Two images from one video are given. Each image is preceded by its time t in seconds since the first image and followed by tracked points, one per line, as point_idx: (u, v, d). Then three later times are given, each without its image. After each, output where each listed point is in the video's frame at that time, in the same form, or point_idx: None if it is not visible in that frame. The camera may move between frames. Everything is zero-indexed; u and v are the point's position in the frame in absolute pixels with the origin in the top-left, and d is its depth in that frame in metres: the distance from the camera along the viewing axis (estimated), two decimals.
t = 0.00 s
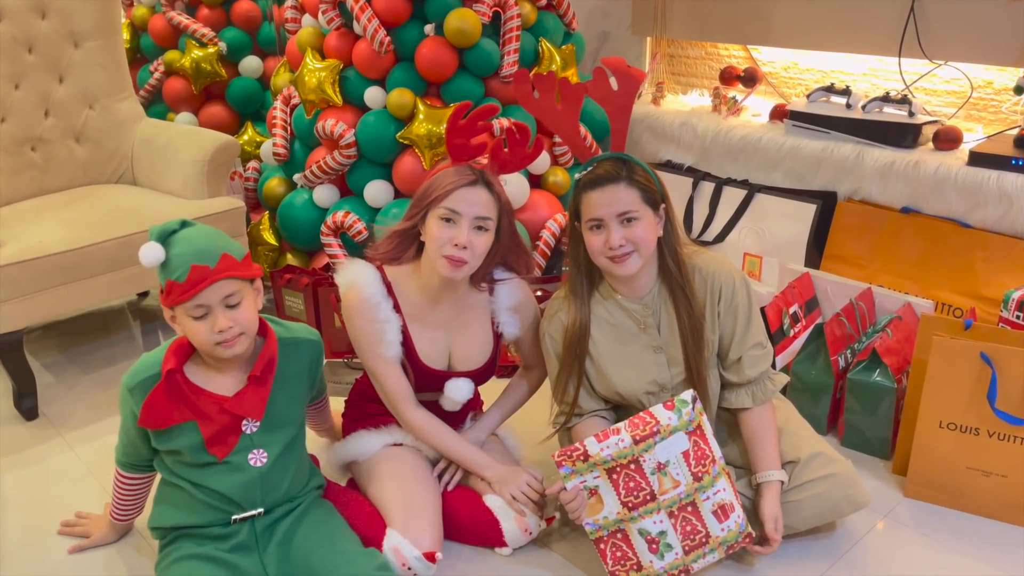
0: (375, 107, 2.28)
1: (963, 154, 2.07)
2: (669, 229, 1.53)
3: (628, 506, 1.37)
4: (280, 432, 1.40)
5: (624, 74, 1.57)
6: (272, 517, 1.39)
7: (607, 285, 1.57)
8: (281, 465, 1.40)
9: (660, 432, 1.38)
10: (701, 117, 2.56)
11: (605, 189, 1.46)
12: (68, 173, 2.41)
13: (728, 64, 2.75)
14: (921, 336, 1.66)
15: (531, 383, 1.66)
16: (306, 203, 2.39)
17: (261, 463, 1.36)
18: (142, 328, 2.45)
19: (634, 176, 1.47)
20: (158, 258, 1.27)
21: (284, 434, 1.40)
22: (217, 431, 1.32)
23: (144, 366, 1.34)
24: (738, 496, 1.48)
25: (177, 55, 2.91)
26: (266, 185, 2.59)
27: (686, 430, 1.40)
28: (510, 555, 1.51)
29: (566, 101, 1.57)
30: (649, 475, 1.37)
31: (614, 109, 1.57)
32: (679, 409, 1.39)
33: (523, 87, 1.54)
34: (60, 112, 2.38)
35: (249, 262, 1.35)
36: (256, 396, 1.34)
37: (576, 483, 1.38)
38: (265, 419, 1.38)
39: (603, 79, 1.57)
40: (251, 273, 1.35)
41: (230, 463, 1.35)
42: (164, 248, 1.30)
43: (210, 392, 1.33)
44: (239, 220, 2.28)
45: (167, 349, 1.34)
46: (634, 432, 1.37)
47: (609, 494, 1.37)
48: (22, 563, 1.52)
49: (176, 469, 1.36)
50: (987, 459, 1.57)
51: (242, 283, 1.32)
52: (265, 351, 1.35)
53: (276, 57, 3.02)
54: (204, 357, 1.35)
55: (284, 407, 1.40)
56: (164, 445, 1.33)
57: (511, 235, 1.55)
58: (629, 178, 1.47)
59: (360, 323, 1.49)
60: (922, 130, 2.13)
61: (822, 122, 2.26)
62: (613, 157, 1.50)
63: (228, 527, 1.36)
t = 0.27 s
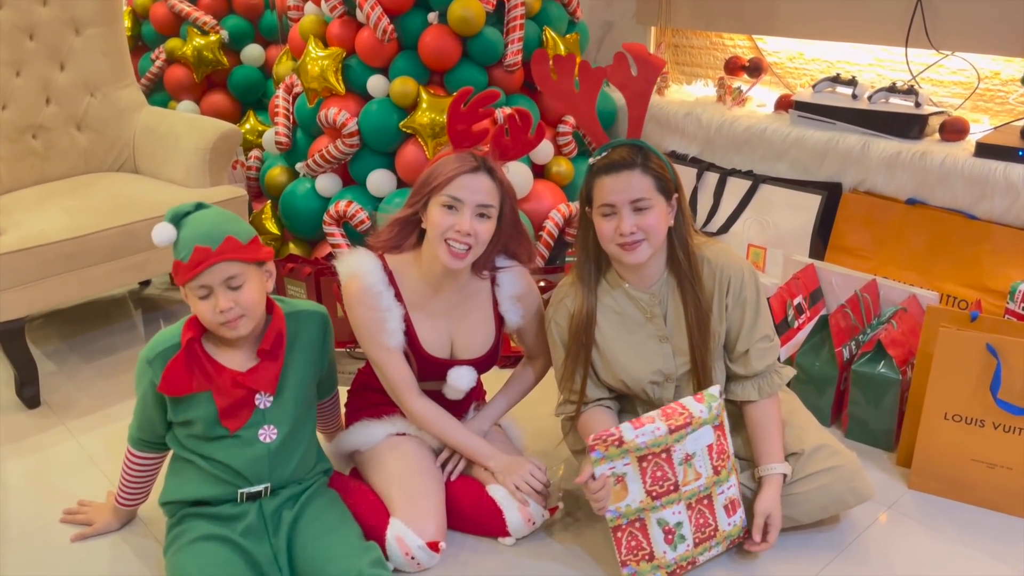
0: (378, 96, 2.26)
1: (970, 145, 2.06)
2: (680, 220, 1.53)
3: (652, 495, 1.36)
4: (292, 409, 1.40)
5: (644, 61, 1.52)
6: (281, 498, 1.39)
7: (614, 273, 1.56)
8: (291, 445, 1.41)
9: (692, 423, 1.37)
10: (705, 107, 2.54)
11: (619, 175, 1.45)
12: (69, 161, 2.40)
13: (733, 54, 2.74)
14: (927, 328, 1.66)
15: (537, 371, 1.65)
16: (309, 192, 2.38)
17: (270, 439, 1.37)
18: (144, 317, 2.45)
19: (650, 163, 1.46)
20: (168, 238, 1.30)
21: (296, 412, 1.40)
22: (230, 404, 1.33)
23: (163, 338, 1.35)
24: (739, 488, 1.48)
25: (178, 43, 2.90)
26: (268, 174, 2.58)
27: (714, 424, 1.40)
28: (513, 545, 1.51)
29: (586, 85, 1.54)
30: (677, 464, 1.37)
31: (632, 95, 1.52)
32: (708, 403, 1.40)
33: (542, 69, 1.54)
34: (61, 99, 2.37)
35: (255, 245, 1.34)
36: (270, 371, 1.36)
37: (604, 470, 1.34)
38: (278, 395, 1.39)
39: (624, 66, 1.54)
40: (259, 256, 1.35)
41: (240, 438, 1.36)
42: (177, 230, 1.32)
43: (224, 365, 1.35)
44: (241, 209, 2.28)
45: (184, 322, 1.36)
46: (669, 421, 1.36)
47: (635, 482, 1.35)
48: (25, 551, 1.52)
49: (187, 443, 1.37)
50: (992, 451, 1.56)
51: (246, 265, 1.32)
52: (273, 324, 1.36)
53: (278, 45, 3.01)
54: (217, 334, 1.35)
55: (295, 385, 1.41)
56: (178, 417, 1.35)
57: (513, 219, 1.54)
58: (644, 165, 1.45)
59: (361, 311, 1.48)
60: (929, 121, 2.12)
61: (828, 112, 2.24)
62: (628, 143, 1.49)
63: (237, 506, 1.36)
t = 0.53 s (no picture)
0: (382, 87, 2.26)
1: (975, 139, 2.06)
2: (687, 209, 1.52)
3: (667, 484, 1.36)
4: (282, 396, 1.40)
5: (658, 48, 1.51)
6: (277, 487, 1.39)
7: (620, 261, 1.56)
8: (282, 431, 1.41)
9: (709, 416, 1.39)
10: (710, 99, 2.54)
11: (629, 162, 1.44)
12: (73, 151, 2.40)
13: (737, 46, 2.73)
14: (931, 321, 1.65)
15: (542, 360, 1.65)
16: (312, 182, 2.38)
17: (259, 426, 1.37)
18: (147, 307, 2.45)
19: (659, 151, 1.45)
20: (195, 206, 1.33)
21: (286, 399, 1.40)
22: (218, 389, 1.34)
23: (157, 317, 1.37)
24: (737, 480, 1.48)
25: (182, 32, 2.89)
26: (271, 165, 2.58)
27: (728, 419, 1.42)
28: (516, 536, 1.52)
29: (598, 71, 1.53)
30: (693, 455, 1.37)
31: (645, 83, 1.52)
32: (724, 398, 1.42)
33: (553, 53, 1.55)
34: (65, 88, 2.36)
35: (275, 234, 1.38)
36: (259, 358, 1.36)
37: (623, 455, 1.34)
38: (268, 382, 1.38)
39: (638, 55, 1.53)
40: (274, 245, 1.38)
41: (229, 425, 1.36)
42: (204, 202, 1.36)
43: (215, 349, 1.35)
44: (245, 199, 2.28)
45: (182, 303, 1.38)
46: (688, 411, 1.37)
47: (652, 470, 1.35)
48: (29, 538, 1.53)
49: (180, 429, 1.38)
50: (995, 445, 1.56)
51: (262, 248, 1.35)
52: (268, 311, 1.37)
53: (281, 36, 3.00)
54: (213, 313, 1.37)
55: (285, 371, 1.40)
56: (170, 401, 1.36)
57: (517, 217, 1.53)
58: (654, 153, 1.45)
59: (364, 301, 1.47)
60: (934, 114, 2.12)
61: (832, 105, 2.24)
62: (639, 131, 1.48)
63: (233, 495, 1.36)
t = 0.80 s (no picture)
0: (386, 80, 2.26)
1: (979, 134, 2.05)
2: (692, 201, 1.52)
3: (668, 478, 1.36)
4: (282, 389, 1.40)
5: (662, 40, 1.50)
6: (280, 480, 1.39)
7: (624, 253, 1.56)
8: (282, 423, 1.42)
9: (710, 410, 1.39)
10: (713, 94, 2.53)
11: (634, 154, 1.45)
12: (76, 143, 2.40)
13: (741, 41, 2.72)
14: (933, 316, 1.66)
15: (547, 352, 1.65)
16: (315, 175, 2.38)
17: (259, 419, 1.37)
18: (150, 299, 2.46)
19: (664, 143, 1.46)
20: (227, 189, 1.40)
21: (286, 392, 1.41)
22: (219, 380, 1.34)
23: (157, 308, 1.38)
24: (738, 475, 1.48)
25: (185, 25, 2.89)
26: (275, 158, 2.58)
27: (729, 413, 1.42)
28: (517, 528, 1.52)
29: (604, 65, 1.53)
30: (694, 449, 1.38)
31: (649, 75, 1.52)
32: (726, 392, 1.42)
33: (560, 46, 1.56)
34: (69, 80, 2.36)
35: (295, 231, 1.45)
36: (257, 350, 1.36)
37: (625, 448, 1.35)
38: (269, 375, 1.39)
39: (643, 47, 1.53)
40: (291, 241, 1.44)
41: (229, 419, 1.36)
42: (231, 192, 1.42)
43: (216, 342, 1.36)
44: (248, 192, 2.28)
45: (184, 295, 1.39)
46: (689, 405, 1.37)
47: (654, 464, 1.36)
48: (33, 529, 1.53)
49: (180, 423, 1.38)
50: (996, 441, 1.57)
51: (283, 235, 1.40)
52: (266, 305, 1.38)
53: (285, 28, 3.00)
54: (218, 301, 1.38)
55: (286, 364, 1.41)
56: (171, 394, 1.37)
57: (517, 207, 1.54)
58: (658, 145, 1.45)
59: (365, 296, 1.48)
60: (938, 109, 2.12)
61: (836, 101, 2.23)
62: (643, 123, 1.49)
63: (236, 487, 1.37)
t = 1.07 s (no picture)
0: (388, 75, 2.26)
1: (981, 131, 2.05)
2: (693, 196, 1.52)
3: (668, 473, 1.37)
4: (285, 381, 1.41)
5: (656, 36, 1.50)
6: (282, 473, 1.40)
7: (626, 248, 1.56)
8: (285, 414, 1.42)
9: (711, 405, 1.39)
10: (715, 90, 2.53)
11: (631, 150, 1.45)
12: (79, 137, 2.41)
13: (744, 37, 2.72)
14: (934, 313, 1.66)
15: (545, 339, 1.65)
16: (317, 170, 2.39)
17: (263, 410, 1.38)
18: (152, 293, 2.46)
19: (661, 138, 1.45)
20: (243, 181, 1.37)
21: (289, 384, 1.41)
22: (223, 372, 1.35)
23: (161, 302, 1.38)
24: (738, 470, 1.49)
25: (188, 19, 2.89)
26: (277, 152, 2.58)
27: (730, 408, 1.42)
28: (517, 522, 1.53)
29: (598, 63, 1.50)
30: (695, 445, 1.38)
31: (643, 71, 1.51)
32: (726, 387, 1.42)
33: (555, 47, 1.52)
34: (72, 74, 2.37)
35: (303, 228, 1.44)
36: (261, 343, 1.37)
37: (625, 443, 1.35)
38: (272, 367, 1.40)
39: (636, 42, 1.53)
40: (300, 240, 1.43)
41: (233, 410, 1.37)
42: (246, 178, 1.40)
43: (220, 334, 1.36)
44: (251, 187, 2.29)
45: (189, 287, 1.39)
46: (690, 401, 1.37)
47: (654, 459, 1.36)
48: (35, 521, 1.54)
49: (184, 415, 1.39)
50: (996, 437, 1.57)
51: (293, 237, 1.40)
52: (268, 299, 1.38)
53: (287, 23, 3.00)
54: (222, 294, 1.39)
55: (289, 356, 1.41)
56: (175, 387, 1.37)
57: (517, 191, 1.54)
58: (655, 140, 1.45)
59: (368, 280, 1.48)
60: (941, 106, 2.11)
61: (839, 97, 2.23)
62: (639, 118, 1.48)
63: (239, 479, 1.37)
